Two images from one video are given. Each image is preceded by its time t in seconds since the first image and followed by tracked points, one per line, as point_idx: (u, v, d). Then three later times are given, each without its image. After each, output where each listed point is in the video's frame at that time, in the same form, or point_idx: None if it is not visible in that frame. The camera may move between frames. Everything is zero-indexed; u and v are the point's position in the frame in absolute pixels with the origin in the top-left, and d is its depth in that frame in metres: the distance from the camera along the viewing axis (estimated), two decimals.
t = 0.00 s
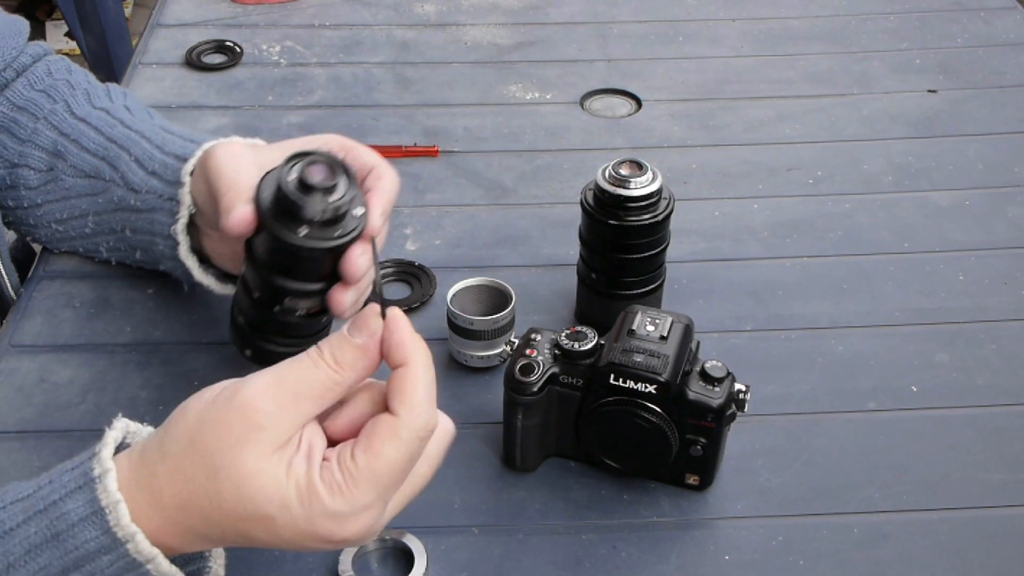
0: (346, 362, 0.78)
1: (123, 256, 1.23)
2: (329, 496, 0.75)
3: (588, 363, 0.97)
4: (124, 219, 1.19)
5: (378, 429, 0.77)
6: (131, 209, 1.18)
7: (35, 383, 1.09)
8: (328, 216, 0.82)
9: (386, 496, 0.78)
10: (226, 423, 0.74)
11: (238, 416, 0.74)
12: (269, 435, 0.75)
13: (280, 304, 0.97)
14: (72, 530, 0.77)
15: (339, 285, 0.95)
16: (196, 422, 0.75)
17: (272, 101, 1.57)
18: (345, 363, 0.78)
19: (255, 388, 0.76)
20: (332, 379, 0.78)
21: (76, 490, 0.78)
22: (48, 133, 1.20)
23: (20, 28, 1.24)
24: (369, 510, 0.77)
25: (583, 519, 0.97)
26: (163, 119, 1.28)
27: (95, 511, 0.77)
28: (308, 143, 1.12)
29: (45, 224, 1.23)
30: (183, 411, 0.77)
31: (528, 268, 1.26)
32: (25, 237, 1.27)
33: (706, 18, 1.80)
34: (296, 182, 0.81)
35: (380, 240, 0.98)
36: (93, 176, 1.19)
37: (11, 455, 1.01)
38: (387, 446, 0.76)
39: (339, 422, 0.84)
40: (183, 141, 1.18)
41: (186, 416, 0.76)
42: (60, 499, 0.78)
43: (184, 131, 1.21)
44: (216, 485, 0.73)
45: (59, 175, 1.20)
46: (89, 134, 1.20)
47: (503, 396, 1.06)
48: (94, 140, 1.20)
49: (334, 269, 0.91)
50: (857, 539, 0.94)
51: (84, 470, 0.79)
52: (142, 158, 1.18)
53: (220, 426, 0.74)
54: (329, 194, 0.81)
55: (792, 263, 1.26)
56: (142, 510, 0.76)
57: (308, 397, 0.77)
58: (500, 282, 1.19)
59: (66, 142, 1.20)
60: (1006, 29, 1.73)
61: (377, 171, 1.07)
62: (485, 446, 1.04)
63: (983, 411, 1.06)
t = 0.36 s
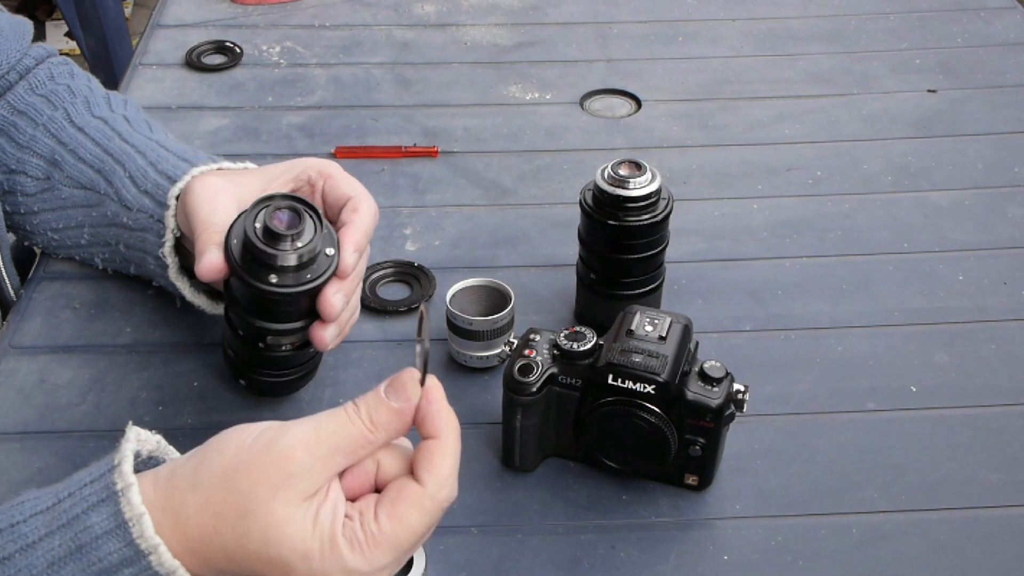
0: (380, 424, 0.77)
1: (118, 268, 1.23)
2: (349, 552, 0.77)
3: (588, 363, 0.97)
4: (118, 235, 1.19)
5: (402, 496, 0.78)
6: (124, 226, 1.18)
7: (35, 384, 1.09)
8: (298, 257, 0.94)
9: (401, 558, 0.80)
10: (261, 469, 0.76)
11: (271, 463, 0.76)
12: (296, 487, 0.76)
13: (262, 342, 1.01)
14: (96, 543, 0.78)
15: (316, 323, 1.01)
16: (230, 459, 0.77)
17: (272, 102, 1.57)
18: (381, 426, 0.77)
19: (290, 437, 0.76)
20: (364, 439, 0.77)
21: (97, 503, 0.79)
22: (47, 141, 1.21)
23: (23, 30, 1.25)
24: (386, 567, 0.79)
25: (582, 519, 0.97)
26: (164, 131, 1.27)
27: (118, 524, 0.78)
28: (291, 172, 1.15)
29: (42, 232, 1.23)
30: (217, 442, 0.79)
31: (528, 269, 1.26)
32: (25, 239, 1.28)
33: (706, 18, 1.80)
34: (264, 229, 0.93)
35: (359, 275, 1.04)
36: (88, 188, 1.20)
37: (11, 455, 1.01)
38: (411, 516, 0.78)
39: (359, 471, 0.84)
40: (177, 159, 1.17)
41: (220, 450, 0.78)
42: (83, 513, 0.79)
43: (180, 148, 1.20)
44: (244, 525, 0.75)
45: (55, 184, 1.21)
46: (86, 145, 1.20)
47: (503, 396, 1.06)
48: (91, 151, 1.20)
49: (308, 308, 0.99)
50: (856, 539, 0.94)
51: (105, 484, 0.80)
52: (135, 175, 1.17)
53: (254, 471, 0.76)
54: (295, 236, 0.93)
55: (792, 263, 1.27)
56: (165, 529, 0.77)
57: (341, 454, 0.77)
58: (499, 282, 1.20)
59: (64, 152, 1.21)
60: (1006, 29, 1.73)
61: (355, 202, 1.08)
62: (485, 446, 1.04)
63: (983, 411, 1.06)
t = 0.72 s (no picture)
0: (367, 409, 0.78)
1: (118, 268, 1.23)
2: (344, 539, 0.77)
3: (588, 363, 0.97)
4: (120, 234, 1.19)
5: (393, 479, 0.79)
6: (125, 225, 1.18)
7: (35, 384, 1.09)
8: (307, 243, 0.93)
9: (397, 543, 0.80)
10: (253, 462, 0.76)
11: (262, 455, 0.76)
12: (288, 476, 0.76)
13: (274, 334, 1.01)
14: (90, 544, 0.78)
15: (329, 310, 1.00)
16: (221, 453, 0.77)
17: (272, 102, 1.57)
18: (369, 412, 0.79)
19: (279, 428, 0.77)
20: (353, 424, 0.78)
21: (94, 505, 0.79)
22: (49, 141, 1.21)
23: (27, 31, 1.25)
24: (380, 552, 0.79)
25: (582, 519, 0.97)
26: (165, 131, 1.27)
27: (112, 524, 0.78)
28: (295, 164, 1.15)
29: (43, 232, 1.23)
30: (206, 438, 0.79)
31: (528, 269, 1.26)
32: (26, 239, 1.28)
33: (706, 18, 1.80)
34: (273, 218, 0.93)
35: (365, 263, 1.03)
36: (90, 187, 1.20)
37: (11, 456, 1.01)
38: (402, 497, 0.78)
39: (352, 458, 0.85)
40: (179, 158, 1.18)
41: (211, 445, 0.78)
42: (77, 514, 0.79)
43: (182, 147, 1.20)
44: (238, 518, 0.76)
45: (57, 183, 1.21)
46: (88, 144, 1.20)
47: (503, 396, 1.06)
48: (92, 150, 1.20)
49: (319, 295, 0.98)
50: (856, 539, 0.94)
51: (98, 485, 0.80)
52: (137, 174, 1.17)
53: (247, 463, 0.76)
54: (304, 222, 0.93)
55: (792, 263, 1.27)
56: (159, 530, 0.77)
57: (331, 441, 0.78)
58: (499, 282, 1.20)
59: (65, 151, 1.20)
60: (1006, 29, 1.73)
61: (361, 192, 1.09)
62: (484, 446, 1.04)
63: (984, 411, 1.06)
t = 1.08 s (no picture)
0: (375, 412, 0.79)
1: (119, 266, 1.23)
2: (352, 540, 0.77)
3: (588, 363, 0.97)
4: (121, 231, 1.19)
5: (400, 481, 0.80)
6: (127, 222, 1.18)
7: (35, 384, 1.09)
8: (337, 222, 0.91)
9: (405, 544, 0.80)
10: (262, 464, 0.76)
11: (271, 457, 0.77)
12: (295, 479, 0.77)
13: (296, 319, 1.00)
14: (93, 547, 0.78)
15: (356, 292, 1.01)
16: (229, 455, 0.77)
17: (272, 102, 1.57)
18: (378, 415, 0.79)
19: (288, 431, 0.78)
20: (362, 427, 0.79)
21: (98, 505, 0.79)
22: (49, 140, 1.21)
23: (27, 32, 1.25)
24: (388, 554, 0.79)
25: (582, 519, 0.97)
26: (165, 129, 1.27)
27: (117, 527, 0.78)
28: (304, 154, 1.15)
29: (43, 231, 1.23)
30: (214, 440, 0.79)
31: (528, 269, 1.26)
32: (26, 239, 1.28)
33: (706, 18, 1.80)
34: (302, 198, 0.91)
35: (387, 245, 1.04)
36: (91, 185, 1.20)
37: (11, 456, 1.01)
38: (411, 498, 0.79)
39: (357, 461, 0.85)
40: (181, 154, 1.18)
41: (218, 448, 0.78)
42: (80, 517, 0.79)
43: (183, 144, 1.21)
44: (246, 520, 0.76)
45: (57, 182, 1.21)
46: (88, 143, 1.20)
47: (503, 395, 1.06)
48: (93, 149, 1.20)
49: (344, 277, 0.98)
50: (856, 539, 0.94)
51: (103, 488, 0.80)
52: (139, 171, 1.18)
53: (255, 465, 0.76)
54: (334, 200, 0.91)
55: (792, 263, 1.27)
56: (165, 532, 0.77)
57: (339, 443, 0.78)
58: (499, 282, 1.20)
59: (66, 149, 1.21)
60: (1006, 29, 1.73)
61: (377, 177, 1.10)
62: (485, 446, 1.04)
63: (984, 411, 1.06)
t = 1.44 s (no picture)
0: (369, 406, 0.80)
1: (120, 267, 1.23)
2: (350, 533, 0.78)
3: (588, 363, 0.97)
4: (122, 233, 1.19)
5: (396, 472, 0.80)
6: (128, 224, 1.18)
7: (35, 384, 1.09)
8: (344, 218, 0.92)
9: (403, 536, 0.80)
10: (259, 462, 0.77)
11: (267, 454, 0.77)
12: (292, 474, 0.77)
13: (333, 318, 1.01)
14: (91, 552, 0.78)
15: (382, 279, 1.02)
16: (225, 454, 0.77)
17: (272, 102, 1.57)
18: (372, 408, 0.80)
19: (282, 429, 0.78)
20: (357, 421, 0.80)
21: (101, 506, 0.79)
22: (49, 141, 1.21)
23: (26, 32, 1.25)
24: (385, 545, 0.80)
25: (582, 519, 0.97)
26: (164, 130, 1.27)
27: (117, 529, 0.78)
28: (298, 148, 1.14)
29: (43, 232, 1.23)
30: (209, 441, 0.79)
31: (528, 269, 1.26)
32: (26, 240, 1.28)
33: (706, 18, 1.80)
34: (305, 206, 0.91)
35: (398, 225, 1.05)
36: (91, 187, 1.20)
37: (11, 456, 1.01)
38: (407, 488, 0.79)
39: (355, 455, 0.86)
40: (181, 156, 1.18)
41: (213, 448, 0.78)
42: (78, 522, 0.79)
43: (184, 146, 1.21)
44: (243, 517, 0.76)
45: (58, 184, 1.21)
46: (88, 144, 1.20)
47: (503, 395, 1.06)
48: (93, 150, 1.20)
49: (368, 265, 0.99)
50: (856, 539, 0.94)
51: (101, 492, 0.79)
52: (139, 173, 1.18)
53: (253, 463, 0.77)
54: (336, 197, 0.91)
55: (792, 263, 1.27)
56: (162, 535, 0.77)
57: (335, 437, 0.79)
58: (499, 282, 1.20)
59: (66, 151, 1.21)
60: (1007, 29, 1.73)
61: (375, 157, 1.11)
62: (485, 446, 1.04)
63: (983, 411, 1.06)
